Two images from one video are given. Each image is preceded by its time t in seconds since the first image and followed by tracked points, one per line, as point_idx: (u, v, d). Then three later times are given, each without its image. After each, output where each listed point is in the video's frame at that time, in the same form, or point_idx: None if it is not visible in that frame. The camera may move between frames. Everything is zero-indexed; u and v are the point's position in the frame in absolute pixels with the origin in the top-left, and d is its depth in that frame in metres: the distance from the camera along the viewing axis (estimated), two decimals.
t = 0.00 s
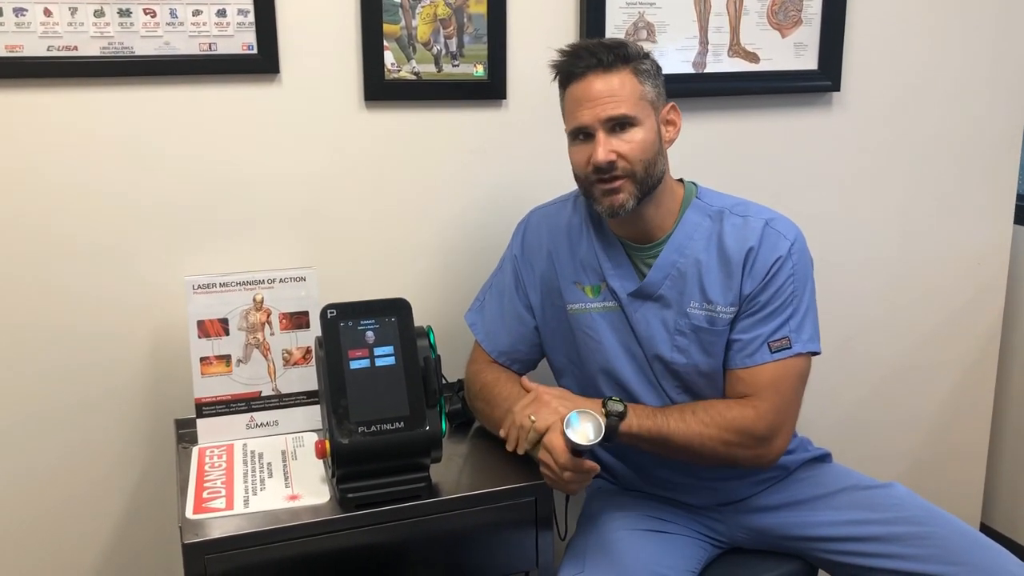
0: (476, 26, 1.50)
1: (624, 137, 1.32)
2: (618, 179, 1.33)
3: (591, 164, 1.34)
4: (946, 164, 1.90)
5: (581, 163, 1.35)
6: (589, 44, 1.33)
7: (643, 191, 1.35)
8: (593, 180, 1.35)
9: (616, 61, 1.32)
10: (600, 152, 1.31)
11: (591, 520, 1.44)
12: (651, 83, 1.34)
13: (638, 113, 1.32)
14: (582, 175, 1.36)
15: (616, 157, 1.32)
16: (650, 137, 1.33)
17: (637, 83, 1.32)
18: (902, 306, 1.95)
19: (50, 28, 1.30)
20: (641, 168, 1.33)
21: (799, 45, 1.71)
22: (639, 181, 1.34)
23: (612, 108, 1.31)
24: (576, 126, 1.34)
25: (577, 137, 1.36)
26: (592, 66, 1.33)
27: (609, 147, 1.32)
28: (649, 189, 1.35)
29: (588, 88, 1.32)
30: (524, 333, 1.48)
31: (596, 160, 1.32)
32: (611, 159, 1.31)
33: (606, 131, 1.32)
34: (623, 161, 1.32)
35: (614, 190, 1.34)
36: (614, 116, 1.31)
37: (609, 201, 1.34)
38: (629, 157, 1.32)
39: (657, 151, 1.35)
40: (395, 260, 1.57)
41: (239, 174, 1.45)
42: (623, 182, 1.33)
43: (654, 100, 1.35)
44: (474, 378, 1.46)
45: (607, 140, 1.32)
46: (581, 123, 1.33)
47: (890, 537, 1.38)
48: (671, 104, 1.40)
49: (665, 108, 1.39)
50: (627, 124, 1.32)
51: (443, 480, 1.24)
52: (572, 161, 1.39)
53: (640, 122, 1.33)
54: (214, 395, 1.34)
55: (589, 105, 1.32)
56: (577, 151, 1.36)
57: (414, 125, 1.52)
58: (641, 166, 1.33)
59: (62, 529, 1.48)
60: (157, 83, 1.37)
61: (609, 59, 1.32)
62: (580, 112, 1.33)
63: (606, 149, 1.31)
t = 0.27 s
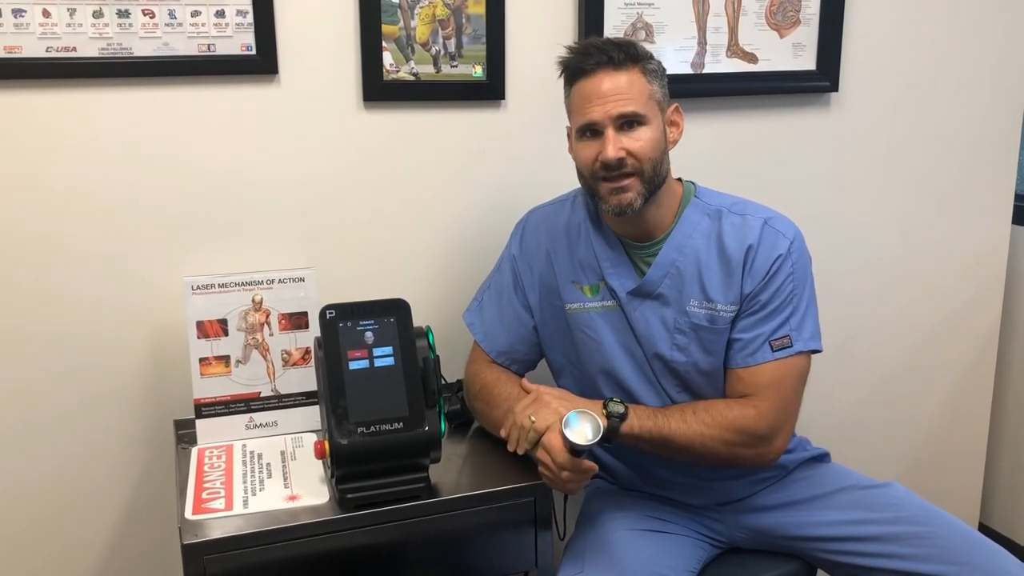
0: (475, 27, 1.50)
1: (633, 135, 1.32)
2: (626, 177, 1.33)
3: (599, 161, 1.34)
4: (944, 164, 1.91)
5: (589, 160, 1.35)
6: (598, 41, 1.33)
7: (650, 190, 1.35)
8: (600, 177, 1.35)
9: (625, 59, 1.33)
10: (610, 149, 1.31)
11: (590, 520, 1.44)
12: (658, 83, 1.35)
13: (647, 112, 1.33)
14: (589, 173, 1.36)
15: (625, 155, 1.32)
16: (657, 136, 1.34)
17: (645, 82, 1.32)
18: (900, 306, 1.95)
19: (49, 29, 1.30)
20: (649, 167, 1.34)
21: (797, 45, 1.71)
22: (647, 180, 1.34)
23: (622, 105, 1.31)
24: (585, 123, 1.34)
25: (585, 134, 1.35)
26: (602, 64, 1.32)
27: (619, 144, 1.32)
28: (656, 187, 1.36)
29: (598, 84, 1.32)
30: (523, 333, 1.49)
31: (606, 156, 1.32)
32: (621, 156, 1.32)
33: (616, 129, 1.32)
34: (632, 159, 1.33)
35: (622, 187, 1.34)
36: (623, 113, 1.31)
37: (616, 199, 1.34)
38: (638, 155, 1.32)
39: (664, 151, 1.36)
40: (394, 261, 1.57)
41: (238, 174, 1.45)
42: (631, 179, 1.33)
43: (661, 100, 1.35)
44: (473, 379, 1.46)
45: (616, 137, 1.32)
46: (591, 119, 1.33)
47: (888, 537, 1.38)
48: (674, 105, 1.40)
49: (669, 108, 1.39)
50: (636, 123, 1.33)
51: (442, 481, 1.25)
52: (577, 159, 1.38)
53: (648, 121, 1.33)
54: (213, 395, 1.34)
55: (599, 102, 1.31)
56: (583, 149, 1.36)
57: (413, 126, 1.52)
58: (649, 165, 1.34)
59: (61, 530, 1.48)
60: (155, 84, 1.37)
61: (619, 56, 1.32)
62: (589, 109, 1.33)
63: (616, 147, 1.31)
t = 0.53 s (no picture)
0: (473, 28, 1.50)
1: (632, 130, 1.33)
2: (624, 170, 1.33)
3: (598, 155, 1.34)
4: (943, 165, 1.91)
5: (588, 154, 1.35)
6: (598, 38, 1.34)
7: (648, 185, 1.35)
8: (599, 171, 1.35)
9: (626, 55, 1.33)
10: (609, 142, 1.31)
11: (588, 521, 1.44)
12: (658, 80, 1.36)
13: (646, 107, 1.33)
14: (587, 167, 1.36)
15: (624, 148, 1.32)
16: (656, 131, 1.34)
17: (645, 78, 1.33)
18: (898, 307, 1.95)
19: (48, 31, 1.30)
20: (647, 161, 1.34)
21: (796, 47, 1.71)
22: (645, 174, 1.34)
23: (621, 99, 1.31)
24: (584, 117, 1.34)
25: (584, 128, 1.36)
26: (602, 59, 1.33)
27: (618, 138, 1.32)
28: (653, 182, 1.36)
29: (598, 79, 1.32)
30: (521, 334, 1.49)
31: (605, 149, 1.32)
32: (620, 149, 1.32)
33: (615, 123, 1.33)
34: (630, 153, 1.33)
35: (620, 180, 1.34)
36: (623, 107, 1.31)
37: (614, 192, 1.34)
38: (637, 148, 1.33)
39: (662, 146, 1.36)
40: (393, 262, 1.57)
41: (237, 176, 1.45)
42: (629, 173, 1.34)
43: (661, 97, 1.36)
44: (472, 380, 1.46)
45: (616, 131, 1.32)
46: (590, 113, 1.33)
47: (885, 538, 1.38)
48: (673, 105, 1.41)
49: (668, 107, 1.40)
50: (635, 117, 1.33)
51: (440, 482, 1.25)
52: (576, 154, 1.38)
53: (648, 116, 1.33)
54: (213, 397, 1.34)
55: (599, 96, 1.32)
56: (582, 143, 1.36)
57: (411, 127, 1.53)
58: (647, 159, 1.34)
59: (61, 531, 1.48)
60: (154, 85, 1.38)
61: (619, 52, 1.33)
62: (589, 102, 1.33)
63: (616, 140, 1.32)
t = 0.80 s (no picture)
0: (473, 30, 1.51)
1: (632, 143, 1.33)
2: (622, 183, 1.34)
3: (597, 167, 1.34)
4: (941, 166, 1.91)
5: (586, 164, 1.36)
6: (603, 44, 1.34)
7: (644, 198, 1.36)
8: (596, 182, 1.35)
9: (629, 65, 1.33)
10: (608, 155, 1.32)
11: (588, 521, 1.45)
12: (660, 90, 1.35)
13: (647, 119, 1.33)
14: (586, 176, 1.37)
15: (623, 162, 1.33)
16: (656, 144, 1.35)
17: (648, 90, 1.33)
18: (897, 308, 1.95)
19: (48, 33, 1.31)
20: (644, 175, 1.34)
21: (794, 48, 1.71)
22: (642, 187, 1.35)
23: (622, 112, 1.31)
24: (584, 127, 1.34)
25: (583, 137, 1.36)
26: (606, 68, 1.33)
27: (617, 151, 1.32)
28: (650, 194, 1.36)
29: (600, 89, 1.32)
30: (520, 334, 1.49)
31: (604, 163, 1.32)
32: (618, 163, 1.32)
33: (614, 135, 1.33)
34: (629, 166, 1.33)
35: (617, 193, 1.34)
36: (624, 120, 1.32)
37: (609, 204, 1.35)
38: (635, 162, 1.33)
39: (661, 159, 1.37)
40: (393, 263, 1.58)
41: (237, 177, 1.45)
42: (627, 186, 1.34)
43: (662, 107, 1.36)
44: (471, 381, 1.46)
45: (615, 144, 1.33)
46: (591, 124, 1.33)
47: (883, 538, 1.39)
48: (674, 112, 1.41)
49: (669, 114, 1.40)
50: (635, 130, 1.33)
51: (440, 483, 1.25)
52: (575, 162, 1.39)
53: (648, 129, 1.34)
54: (212, 398, 1.35)
55: (600, 107, 1.32)
56: (581, 152, 1.36)
57: (411, 129, 1.53)
58: (645, 172, 1.34)
59: (61, 532, 1.48)
60: (154, 87, 1.38)
61: (623, 62, 1.32)
62: (590, 113, 1.33)
63: (615, 154, 1.32)
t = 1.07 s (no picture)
0: (473, 32, 1.51)
1: (639, 152, 1.33)
2: (627, 191, 1.34)
3: (603, 174, 1.34)
4: (940, 167, 1.92)
5: (592, 170, 1.36)
6: (616, 49, 1.33)
7: (647, 206, 1.37)
8: (601, 189, 1.36)
9: (641, 73, 1.32)
10: (616, 165, 1.32)
11: (587, 521, 1.45)
12: (668, 98, 1.35)
13: (655, 129, 1.33)
14: (590, 182, 1.37)
15: (629, 171, 1.33)
16: (661, 153, 1.35)
17: (657, 99, 1.33)
18: (896, 308, 1.96)
19: (49, 34, 1.31)
20: (649, 184, 1.35)
21: (793, 49, 1.72)
22: (645, 196, 1.36)
23: (632, 122, 1.31)
24: (592, 133, 1.34)
25: (590, 142, 1.36)
26: (618, 75, 1.32)
27: (624, 161, 1.33)
28: (653, 202, 1.37)
29: (610, 97, 1.31)
30: (520, 334, 1.49)
31: (611, 172, 1.33)
32: (625, 173, 1.33)
33: (623, 144, 1.33)
34: (634, 176, 1.34)
35: (621, 201, 1.35)
36: (633, 130, 1.32)
37: (613, 212, 1.35)
38: (641, 172, 1.34)
39: (665, 167, 1.37)
40: (392, 264, 1.58)
41: (238, 178, 1.45)
42: (632, 195, 1.35)
43: (669, 115, 1.36)
44: (471, 381, 1.46)
45: (623, 153, 1.33)
46: (600, 131, 1.33)
47: (881, 538, 1.39)
48: (679, 117, 1.41)
49: (674, 120, 1.40)
50: (643, 139, 1.33)
51: (440, 483, 1.25)
52: (579, 165, 1.39)
53: (655, 138, 1.34)
54: (212, 398, 1.35)
55: (610, 115, 1.31)
56: (587, 157, 1.36)
57: (410, 130, 1.53)
58: (649, 182, 1.35)
59: (61, 533, 1.48)
60: (155, 88, 1.38)
61: (636, 70, 1.31)
62: (599, 120, 1.32)
63: (622, 163, 1.32)
